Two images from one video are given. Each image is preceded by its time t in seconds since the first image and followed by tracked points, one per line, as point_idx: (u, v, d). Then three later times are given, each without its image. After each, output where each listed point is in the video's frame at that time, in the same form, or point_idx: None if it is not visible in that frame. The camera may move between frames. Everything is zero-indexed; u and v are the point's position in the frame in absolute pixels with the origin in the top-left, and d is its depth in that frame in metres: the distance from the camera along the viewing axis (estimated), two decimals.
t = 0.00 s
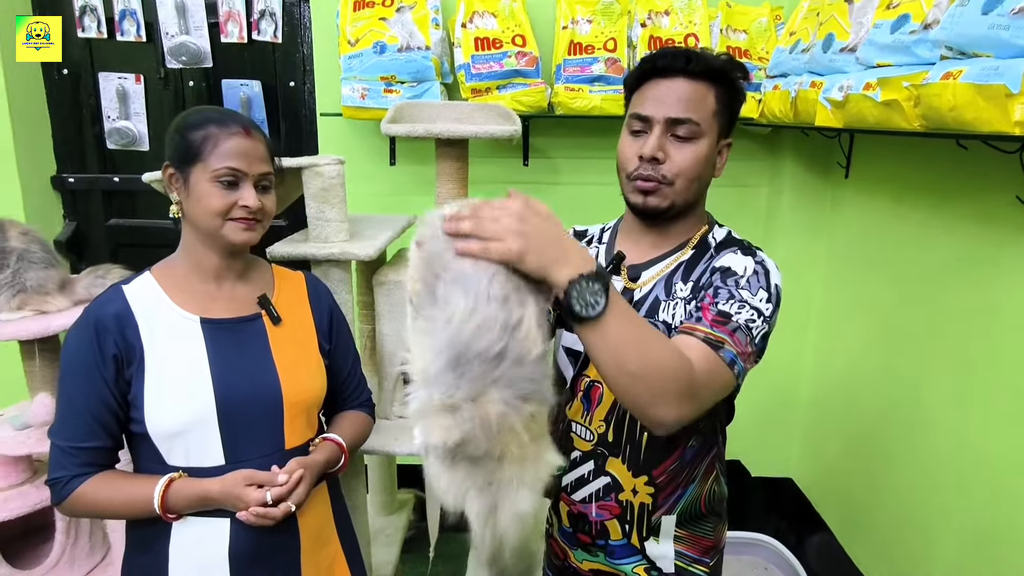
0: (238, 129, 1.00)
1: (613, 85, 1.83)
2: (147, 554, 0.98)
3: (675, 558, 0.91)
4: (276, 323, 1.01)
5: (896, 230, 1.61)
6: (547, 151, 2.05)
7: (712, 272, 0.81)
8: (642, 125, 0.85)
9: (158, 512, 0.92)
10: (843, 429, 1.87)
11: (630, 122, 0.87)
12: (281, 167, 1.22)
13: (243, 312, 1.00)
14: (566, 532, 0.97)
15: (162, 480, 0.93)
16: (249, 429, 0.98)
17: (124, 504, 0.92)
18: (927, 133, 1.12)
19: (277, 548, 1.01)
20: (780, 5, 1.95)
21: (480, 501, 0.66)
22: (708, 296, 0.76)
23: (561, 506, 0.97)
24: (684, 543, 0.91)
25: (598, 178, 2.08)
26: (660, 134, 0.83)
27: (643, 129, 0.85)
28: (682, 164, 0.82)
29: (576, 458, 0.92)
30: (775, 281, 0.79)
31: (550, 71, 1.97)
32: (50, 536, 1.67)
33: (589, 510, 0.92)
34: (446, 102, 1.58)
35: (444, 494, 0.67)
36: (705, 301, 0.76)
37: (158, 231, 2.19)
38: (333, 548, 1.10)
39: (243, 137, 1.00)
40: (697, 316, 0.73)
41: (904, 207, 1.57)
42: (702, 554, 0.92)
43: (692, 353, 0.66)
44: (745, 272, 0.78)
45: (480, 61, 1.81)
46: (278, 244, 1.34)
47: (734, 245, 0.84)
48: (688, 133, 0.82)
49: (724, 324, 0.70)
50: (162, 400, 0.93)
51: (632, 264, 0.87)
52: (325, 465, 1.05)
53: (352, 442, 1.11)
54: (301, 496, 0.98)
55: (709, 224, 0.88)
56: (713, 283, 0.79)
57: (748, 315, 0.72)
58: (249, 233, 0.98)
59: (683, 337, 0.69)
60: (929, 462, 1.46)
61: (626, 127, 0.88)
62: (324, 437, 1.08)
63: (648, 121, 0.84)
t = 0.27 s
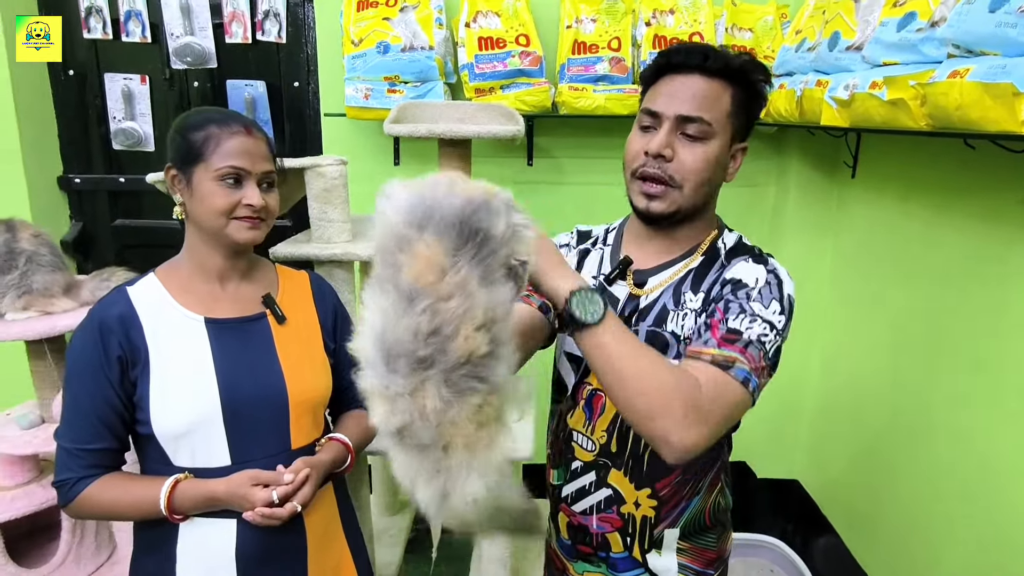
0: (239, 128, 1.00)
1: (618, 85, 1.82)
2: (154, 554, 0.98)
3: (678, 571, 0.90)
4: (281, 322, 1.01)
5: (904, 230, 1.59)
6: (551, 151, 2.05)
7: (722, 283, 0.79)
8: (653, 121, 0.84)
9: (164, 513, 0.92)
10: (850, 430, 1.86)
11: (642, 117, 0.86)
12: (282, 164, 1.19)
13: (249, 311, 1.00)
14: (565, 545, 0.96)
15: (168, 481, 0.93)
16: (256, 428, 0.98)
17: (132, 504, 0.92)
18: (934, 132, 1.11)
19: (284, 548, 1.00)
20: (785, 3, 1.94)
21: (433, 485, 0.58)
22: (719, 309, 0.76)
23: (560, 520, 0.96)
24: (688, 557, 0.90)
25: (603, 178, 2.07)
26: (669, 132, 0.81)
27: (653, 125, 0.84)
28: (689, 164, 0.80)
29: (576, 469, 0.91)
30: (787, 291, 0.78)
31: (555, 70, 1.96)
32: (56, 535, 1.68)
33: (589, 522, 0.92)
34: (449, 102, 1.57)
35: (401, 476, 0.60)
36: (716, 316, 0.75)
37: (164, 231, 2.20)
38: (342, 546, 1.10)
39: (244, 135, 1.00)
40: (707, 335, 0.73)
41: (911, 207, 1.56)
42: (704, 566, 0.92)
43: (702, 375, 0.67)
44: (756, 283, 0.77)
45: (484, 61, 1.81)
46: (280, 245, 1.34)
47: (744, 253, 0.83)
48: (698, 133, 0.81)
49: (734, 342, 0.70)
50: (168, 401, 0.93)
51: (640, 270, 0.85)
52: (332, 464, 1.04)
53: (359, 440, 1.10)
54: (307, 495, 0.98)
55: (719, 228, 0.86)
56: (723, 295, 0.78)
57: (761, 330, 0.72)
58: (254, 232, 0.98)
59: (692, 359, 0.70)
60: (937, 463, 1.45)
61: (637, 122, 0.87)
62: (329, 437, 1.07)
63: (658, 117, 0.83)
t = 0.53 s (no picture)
0: (256, 125, 1.00)
1: (626, 84, 1.83)
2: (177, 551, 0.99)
3: None
4: (300, 319, 1.02)
5: (915, 228, 1.59)
6: (560, 150, 2.05)
7: (744, 307, 0.77)
8: (684, 121, 0.82)
9: (186, 512, 0.93)
10: (860, 429, 1.85)
11: (673, 116, 0.84)
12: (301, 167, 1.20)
13: (268, 309, 1.00)
14: (575, 555, 0.97)
15: (191, 479, 0.94)
16: (276, 427, 0.98)
17: (154, 503, 0.92)
18: (947, 130, 1.11)
19: (303, 549, 1.00)
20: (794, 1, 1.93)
21: (411, 453, 0.49)
22: (740, 342, 0.74)
23: (567, 529, 0.97)
24: (700, 570, 0.90)
25: (612, 176, 2.07)
26: (699, 135, 0.80)
27: (683, 126, 0.82)
28: (717, 171, 0.79)
29: (586, 479, 0.92)
30: (812, 318, 0.75)
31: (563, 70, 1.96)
32: (70, 533, 1.69)
33: (598, 533, 0.92)
34: (458, 102, 1.57)
35: (375, 440, 0.51)
36: (737, 350, 0.74)
37: (174, 232, 2.21)
38: (362, 550, 1.09)
39: (261, 133, 1.00)
40: (727, 379, 0.72)
41: (923, 204, 1.55)
42: None
43: (718, 435, 0.67)
44: (781, 314, 0.74)
45: (492, 60, 1.81)
46: (292, 244, 1.35)
47: (768, 266, 0.81)
48: (729, 139, 0.79)
49: (757, 392, 0.69)
50: (188, 400, 0.93)
51: (658, 275, 0.85)
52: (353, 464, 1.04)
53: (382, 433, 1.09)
54: (327, 494, 0.98)
55: (743, 233, 0.85)
56: (745, 323, 0.75)
57: (783, 371, 0.71)
58: (268, 229, 0.97)
59: (711, 413, 0.70)
60: (951, 462, 1.44)
61: (668, 121, 0.85)
62: (350, 434, 1.07)
63: (689, 118, 0.82)
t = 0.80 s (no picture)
0: (299, 126, 1.03)
1: (639, 82, 1.83)
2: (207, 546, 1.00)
3: None
4: (328, 318, 1.03)
5: (930, 225, 1.59)
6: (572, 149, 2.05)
7: (766, 297, 0.77)
8: (737, 123, 0.81)
9: (216, 508, 0.94)
10: (874, 427, 1.85)
11: (724, 115, 0.83)
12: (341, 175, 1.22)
13: (298, 308, 1.01)
14: (595, 559, 0.97)
15: (220, 477, 0.95)
16: (304, 424, 0.99)
17: (185, 499, 0.94)
18: (966, 127, 1.11)
19: (331, 548, 1.01)
20: None
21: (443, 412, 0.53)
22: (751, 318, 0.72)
23: (587, 532, 0.98)
24: None
25: (624, 175, 2.07)
26: (752, 138, 0.79)
27: (736, 127, 0.81)
28: (766, 177, 0.78)
29: (609, 483, 0.92)
30: (836, 316, 0.73)
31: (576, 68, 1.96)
32: (88, 531, 1.70)
33: (619, 538, 0.92)
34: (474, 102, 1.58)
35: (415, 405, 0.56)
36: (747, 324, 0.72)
37: (188, 232, 2.23)
38: (388, 548, 1.10)
39: (302, 134, 1.03)
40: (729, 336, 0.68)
41: (938, 202, 1.55)
42: None
43: (701, 376, 0.61)
44: (802, 303, 0.73)
45: (505, 60, 1.82)
46: (312, 243, 1.36)
47: (801, 269, 0.80)
48: (784, 144, 0.78)
49: (758, 354, 0.65)
50: (218, 398, 0.94)
51: (689, 276, 0.85)
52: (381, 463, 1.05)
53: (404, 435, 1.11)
54: (354, 492, 0.99)
55: (782, 239, 0.84)
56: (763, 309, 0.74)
57: (791, 350, 0.67)
58: (281, 224, 0.98)
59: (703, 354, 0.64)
60: (968, 459, 1.44)
61: (718, 120, 0.84)
62: (378, 433, 1.08)
63: (742, 120, 0.80)
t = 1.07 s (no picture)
0: (314, 125, 1.00)
1: (648, 82, 1.83)
2: (219, 546, 1.01)
3: None
4: (343, 321, 1.02)
5: (942, 225, 1.57)
6: (581, 148, 2.05)
7: (800, 320, 0.75)
8: (763, 121, 0.77)
9: (226, 509, 0.94)
10: (884, 429, 1.84)
11: (751, 112, 0.80)
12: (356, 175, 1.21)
13: (314, 309, 1.02)
14: (605, 567, 0.97)
15: (232, 477, 0.95)
16: (317, 426, 0.99)
17: (194, 498, 0.94)
18: (979, 126, 1.10)
19: (342, 550, 1.01)
20: None
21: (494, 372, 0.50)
22: (791, 359, 0.71)
23: (599, 540, 0.97)
24: None
25: (633, 175, 2.07)
26: (779, 138, 0.75)
27: (762, 126, 0.78)
28: (792, 181, 0.75)
29: (622, 492, 0.92)
30: (875, 338, 0.71)
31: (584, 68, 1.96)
32: (98, 530, 1.72)
33: (631, 550, 0.92)
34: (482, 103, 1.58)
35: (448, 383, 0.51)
36: (787, 366, 0.71)
37: (198, 232, 2.24)
38: (399, 552, 1.10)
39: (317, 133, 1.01)
40: (773, 394, 0.68)
41: (950, 200, 1.54)
42: None
43: (752, 451, 0.64)
44: (841, 331, 0.71)
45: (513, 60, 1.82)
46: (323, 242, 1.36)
47: (833, 282, 0.78)
48: (812, 146, 0.75)
49: (803, 413, 0.66)
50: (232, 398, 0.94)
51: (711, 279, 0.84)
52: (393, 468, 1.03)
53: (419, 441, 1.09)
54: (365, 500, 0.97)
55: (808, 244, 0.83)
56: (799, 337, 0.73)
57: (837, 395, 0.67)
58: (303, 228, 0.97)
59: (750, 426, 0.66)
60: (981, 461, 1.43)
61: (744, 116, 0.81)
62: (390, 438, 1.07)
63: (770, 118, 0.77)
